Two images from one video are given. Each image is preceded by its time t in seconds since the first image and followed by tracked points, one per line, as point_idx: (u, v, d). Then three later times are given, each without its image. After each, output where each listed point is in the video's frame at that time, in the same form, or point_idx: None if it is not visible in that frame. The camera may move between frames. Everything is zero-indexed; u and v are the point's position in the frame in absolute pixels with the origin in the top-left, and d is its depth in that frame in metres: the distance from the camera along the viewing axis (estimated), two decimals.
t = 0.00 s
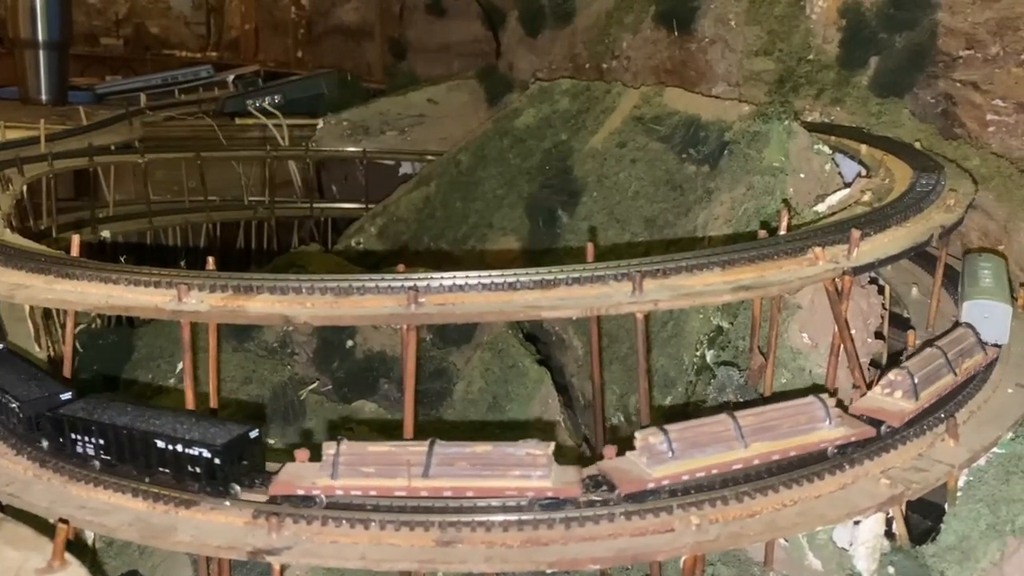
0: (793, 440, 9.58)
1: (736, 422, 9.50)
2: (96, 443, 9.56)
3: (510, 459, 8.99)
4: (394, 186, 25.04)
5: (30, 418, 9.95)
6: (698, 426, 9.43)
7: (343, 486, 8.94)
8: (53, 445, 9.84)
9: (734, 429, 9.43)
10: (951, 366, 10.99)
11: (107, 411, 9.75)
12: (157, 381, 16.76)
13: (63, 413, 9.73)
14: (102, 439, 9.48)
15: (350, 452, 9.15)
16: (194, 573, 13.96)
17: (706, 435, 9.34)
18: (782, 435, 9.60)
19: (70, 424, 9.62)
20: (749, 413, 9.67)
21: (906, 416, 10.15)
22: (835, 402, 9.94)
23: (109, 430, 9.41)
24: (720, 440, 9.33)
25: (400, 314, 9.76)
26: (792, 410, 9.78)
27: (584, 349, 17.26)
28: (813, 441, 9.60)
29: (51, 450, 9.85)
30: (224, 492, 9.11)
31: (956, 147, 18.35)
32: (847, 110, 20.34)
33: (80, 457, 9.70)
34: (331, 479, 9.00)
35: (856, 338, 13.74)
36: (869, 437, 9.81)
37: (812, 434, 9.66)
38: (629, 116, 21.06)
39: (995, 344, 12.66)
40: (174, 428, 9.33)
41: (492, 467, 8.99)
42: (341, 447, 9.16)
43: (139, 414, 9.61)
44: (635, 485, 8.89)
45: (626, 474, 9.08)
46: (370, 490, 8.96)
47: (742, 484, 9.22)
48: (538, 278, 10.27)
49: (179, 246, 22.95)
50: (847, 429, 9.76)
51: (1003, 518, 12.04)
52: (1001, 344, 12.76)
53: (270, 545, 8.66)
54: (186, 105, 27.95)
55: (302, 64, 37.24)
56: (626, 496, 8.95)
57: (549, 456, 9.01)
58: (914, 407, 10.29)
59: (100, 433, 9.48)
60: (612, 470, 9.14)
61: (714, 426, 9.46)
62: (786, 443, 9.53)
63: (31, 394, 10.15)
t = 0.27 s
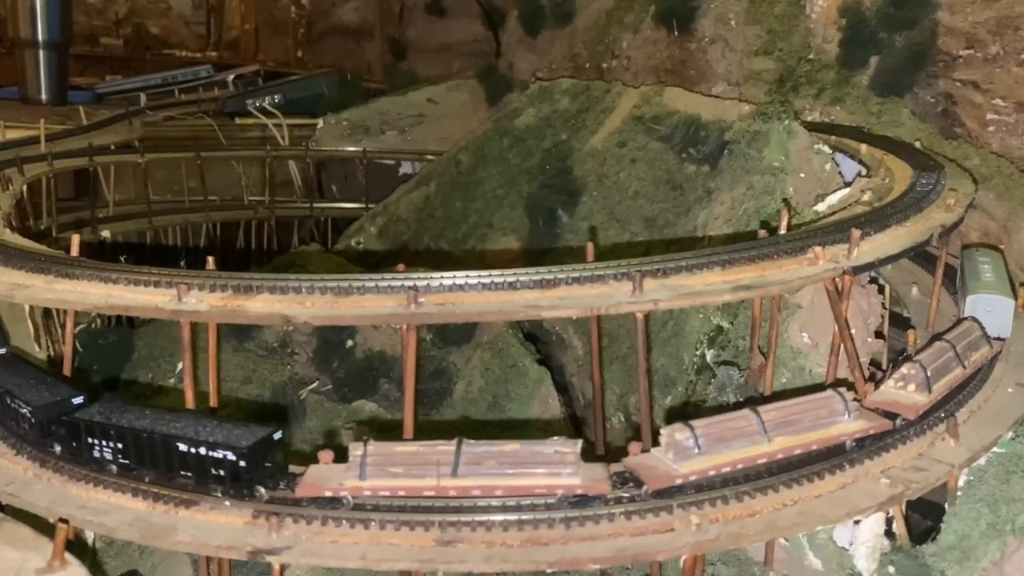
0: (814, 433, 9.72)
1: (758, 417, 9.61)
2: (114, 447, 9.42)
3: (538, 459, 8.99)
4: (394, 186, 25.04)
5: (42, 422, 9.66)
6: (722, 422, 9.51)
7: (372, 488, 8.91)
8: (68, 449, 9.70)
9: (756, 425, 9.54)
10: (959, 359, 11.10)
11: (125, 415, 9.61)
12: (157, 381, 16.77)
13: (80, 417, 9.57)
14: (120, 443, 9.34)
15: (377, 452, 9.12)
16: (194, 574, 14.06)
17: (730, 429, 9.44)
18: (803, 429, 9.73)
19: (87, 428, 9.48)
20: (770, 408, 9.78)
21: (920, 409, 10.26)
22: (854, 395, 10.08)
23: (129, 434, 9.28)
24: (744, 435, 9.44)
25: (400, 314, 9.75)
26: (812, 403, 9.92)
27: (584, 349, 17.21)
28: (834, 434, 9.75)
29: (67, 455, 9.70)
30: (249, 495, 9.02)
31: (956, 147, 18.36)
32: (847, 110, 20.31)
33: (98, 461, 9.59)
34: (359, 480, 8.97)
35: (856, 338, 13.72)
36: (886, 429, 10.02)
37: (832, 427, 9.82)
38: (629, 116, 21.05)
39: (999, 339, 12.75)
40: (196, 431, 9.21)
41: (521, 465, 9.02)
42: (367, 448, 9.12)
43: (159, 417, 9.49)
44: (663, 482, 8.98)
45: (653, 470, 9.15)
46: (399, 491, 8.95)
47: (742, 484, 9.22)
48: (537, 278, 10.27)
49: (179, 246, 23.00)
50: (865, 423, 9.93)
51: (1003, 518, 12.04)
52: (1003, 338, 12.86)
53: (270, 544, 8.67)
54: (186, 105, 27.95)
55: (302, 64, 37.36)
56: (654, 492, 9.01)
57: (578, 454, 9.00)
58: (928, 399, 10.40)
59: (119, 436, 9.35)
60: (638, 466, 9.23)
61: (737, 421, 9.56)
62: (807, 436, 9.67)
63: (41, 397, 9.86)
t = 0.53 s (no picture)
0: (833, 426, 9.85)
1: (780, 411, 9.68)
2: (133, 450, 9.32)
3: (566, 457, 8.99)
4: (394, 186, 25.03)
5: (58, 426, 9.55)
6: (745, 416, 9.56)
7: (399, 488, 8.84)
8: (85, 453, 9.59)
9: (778, 419, 9.61)
10: (967, 353, 11.20)
11: (142, 419, 9.51)
12: (158, 380, 16.79)
13: (97, 420, 9.48)
14: (140, 446, 9.25)
15: (404, 453, 9.04)
16: (193, 574, 13.97)
17: (753, 424, 9.51)
18: (823, 423, 9.86)
19: (105, 432, 9.39)
20: (791, 402, 9.87)
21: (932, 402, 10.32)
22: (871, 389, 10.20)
23: (149, 438, 9.18)
24: (767, 429, 9.52)
25: (400, 314, 9.75)
26: (831, 397, 10.03)
27: (584, 349, 17.24)
28: (852, 428, 9.89)
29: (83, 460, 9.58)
30: (274, 496, 9.02)
31: (956, 147, 18.38)
32: (848, 109, 20.29)
33: (116, 466, 9.47)
34: (386, 480, 8.90)
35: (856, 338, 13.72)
36: (901, 422, 10.17)
37: (850, 421, 9.95)
38: (629, 116, 21.05)
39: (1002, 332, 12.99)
40: (219, 434, 9.16)
41: (549, 464, 9.00)
42: (394, 449, 9.04)
43: (178, 420, 9.40)
44: (690, 478, 9.01)
45: (678, 466, 9.18)
46: (427, 491, 8.90)
47: (742, 483, 9.23)
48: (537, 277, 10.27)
49: (180, 246, 23.00)
50: (883, 416, 10.08)
51: (1003, 517, 12.04)
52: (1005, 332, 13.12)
53: (270, 544, 8.67)
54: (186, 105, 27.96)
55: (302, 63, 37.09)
56: (679, 489, 9.06)
57: (605, 451, 9.01)
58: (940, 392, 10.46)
59: (138, 440, 9.25)
60: (662, 461, 9.28)
61: (759, 415, 9.62)
62: (826, 430, 9.80)
63: (54, 402, 9.69)
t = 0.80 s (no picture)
0: (850, 420, 10.00)
1: (800, 406, 9.82)
2: (152, 453, 9.25)
3: (592, 453, 9.00)
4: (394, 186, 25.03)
5: (73, 430, 9.49)
6: (765, 411, 9.67)
7: (428, 488, 8.86)
8: (102, 457, 9.53)
9: (798, 414, 9.75)
10: (974, 346, 11.41)
11: (160, 421, 9.42)
12: (157, 380, 16.78)
13: (114, 424, 9.38)
14: (160, 449, 9.18)
15: (429, 453, 9.05)
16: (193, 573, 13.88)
17: (775, 418, 9.64)
18: (840, 417, 10.01)
19: (123, 435, 9.29)
20: (809, 397, 10.00)
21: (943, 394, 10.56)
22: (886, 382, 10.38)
23: (168, 441, 9.11)
24: (788, 423, 9.65)
25: (400, 313, 9.74)
26: (847, 391, 10.17)
27: (583, 348, 17.27)
28: (869, 422, 10.05)
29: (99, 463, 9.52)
30: (299, 498, 8.97)
31: (956, 147, 18.39)
32: (848, 109, 20.25)
33: (134, 469, 9.39)
34: (413, 480, 8.90)
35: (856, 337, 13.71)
36: (916, 415, 10.38)
37: (867, 415, 10.11)
38: (629, 115, 21.05)
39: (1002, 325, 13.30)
40: (242, 436, 9.08)
41: (576, 460, 9.00)
42: (420, 448, 9.04)
43: (197, 422, 9.32)
44: (716, 473, 9.12)
45: (702, 461, 9.30)
46: (456, 490, 8.93)
47: (742, 483, 9.23)
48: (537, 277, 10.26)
49: (179, 245, 23.00)
50: (899, 409, 10.26)
51: (1004, 517, 12.01)
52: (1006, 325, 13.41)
53: (270, 543, 8.67)
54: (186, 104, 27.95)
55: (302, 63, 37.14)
56: (704, 484, 9.16)
57: (631, 448, 9.03)
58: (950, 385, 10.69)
59: (158, 443, 9.16)
60: (686, 458, 9.35)
61: (779, 410, 9.74)
62: (844, 424, 9.94)
63: (68, 405, 9.65)
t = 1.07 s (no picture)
0: (867, 414, 10.09)
1: (818, 400, 9.88)
2: (173, 456, 9.16)
3: (619, 451, 8.99)
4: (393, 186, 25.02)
5: (88, 434, 9.44)
6: (786, 406, 9.71)
7: (455, 487, 8.85)
8: (120, 460, 9.43)
9: (818, 408, 9.81)
10: (980, 339, 11.46)
11: (179, 424, 9.34)
12: (157, 380, 16.76)
13: (133, 427, 9.29)
14: (182, 452, 9.10)
15: (455, 452, 9.00)
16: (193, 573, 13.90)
17: (795, 413, 9.68)
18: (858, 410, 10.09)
19: (143, 438, 9.19)
20: (827, 391, 10.06)
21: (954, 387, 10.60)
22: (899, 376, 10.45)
23: (190, 443, 9.05)
24: (809, 418, 9.71)
25: (400, 313, 9.73)
26: (863, 385, 10.24)
27: (583, 348, 17.30)
28: (885, 414, 10.15)
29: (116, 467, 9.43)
30: (323, 500, 8.92)
31: (956, 146, 18.38)
32: (848, 108, 20.22)
33: (153, 472, 9.30)
34: (440, 480, 8.88)
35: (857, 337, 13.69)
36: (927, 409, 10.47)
37: (883, 408, 10.19)
38: (629, 115, 21.04)
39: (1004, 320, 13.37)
40: (266, 437, 9.03)
41: (602, 458, 9.00)
42: (447, 448, 8.99)
43: (218, 424, 9.26)
44: (739, 468, 9.19)
45: (725, 457, 9.34)
46: (483, 488, 8.93)
47: (742, 483, 9.21)
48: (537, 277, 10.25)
49: (179, 245, 22.98)
50: (913, 403, 10.34)
51: (1004, 516, 12.04)
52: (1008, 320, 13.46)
53: (270, 543, 8.66)
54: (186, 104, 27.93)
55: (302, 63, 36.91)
56: (727, 479, 9.21)
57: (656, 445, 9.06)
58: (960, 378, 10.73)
59: (179, 446, 9.09)
60: (708, 454, 9.38)
61: (799, 405, 9.79)
62: (861, 417, 10.03)
63: (83, 409, 9.61)
